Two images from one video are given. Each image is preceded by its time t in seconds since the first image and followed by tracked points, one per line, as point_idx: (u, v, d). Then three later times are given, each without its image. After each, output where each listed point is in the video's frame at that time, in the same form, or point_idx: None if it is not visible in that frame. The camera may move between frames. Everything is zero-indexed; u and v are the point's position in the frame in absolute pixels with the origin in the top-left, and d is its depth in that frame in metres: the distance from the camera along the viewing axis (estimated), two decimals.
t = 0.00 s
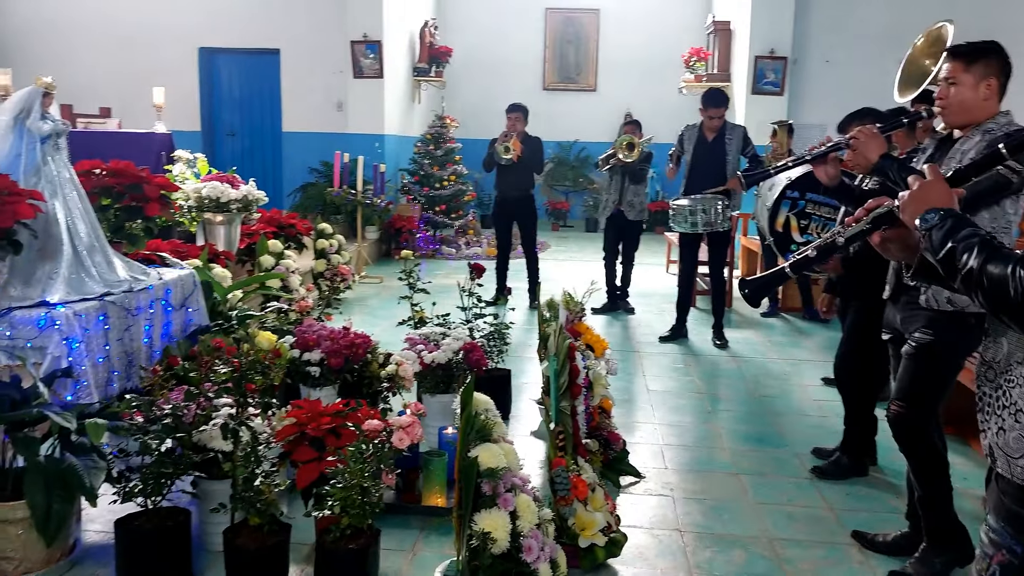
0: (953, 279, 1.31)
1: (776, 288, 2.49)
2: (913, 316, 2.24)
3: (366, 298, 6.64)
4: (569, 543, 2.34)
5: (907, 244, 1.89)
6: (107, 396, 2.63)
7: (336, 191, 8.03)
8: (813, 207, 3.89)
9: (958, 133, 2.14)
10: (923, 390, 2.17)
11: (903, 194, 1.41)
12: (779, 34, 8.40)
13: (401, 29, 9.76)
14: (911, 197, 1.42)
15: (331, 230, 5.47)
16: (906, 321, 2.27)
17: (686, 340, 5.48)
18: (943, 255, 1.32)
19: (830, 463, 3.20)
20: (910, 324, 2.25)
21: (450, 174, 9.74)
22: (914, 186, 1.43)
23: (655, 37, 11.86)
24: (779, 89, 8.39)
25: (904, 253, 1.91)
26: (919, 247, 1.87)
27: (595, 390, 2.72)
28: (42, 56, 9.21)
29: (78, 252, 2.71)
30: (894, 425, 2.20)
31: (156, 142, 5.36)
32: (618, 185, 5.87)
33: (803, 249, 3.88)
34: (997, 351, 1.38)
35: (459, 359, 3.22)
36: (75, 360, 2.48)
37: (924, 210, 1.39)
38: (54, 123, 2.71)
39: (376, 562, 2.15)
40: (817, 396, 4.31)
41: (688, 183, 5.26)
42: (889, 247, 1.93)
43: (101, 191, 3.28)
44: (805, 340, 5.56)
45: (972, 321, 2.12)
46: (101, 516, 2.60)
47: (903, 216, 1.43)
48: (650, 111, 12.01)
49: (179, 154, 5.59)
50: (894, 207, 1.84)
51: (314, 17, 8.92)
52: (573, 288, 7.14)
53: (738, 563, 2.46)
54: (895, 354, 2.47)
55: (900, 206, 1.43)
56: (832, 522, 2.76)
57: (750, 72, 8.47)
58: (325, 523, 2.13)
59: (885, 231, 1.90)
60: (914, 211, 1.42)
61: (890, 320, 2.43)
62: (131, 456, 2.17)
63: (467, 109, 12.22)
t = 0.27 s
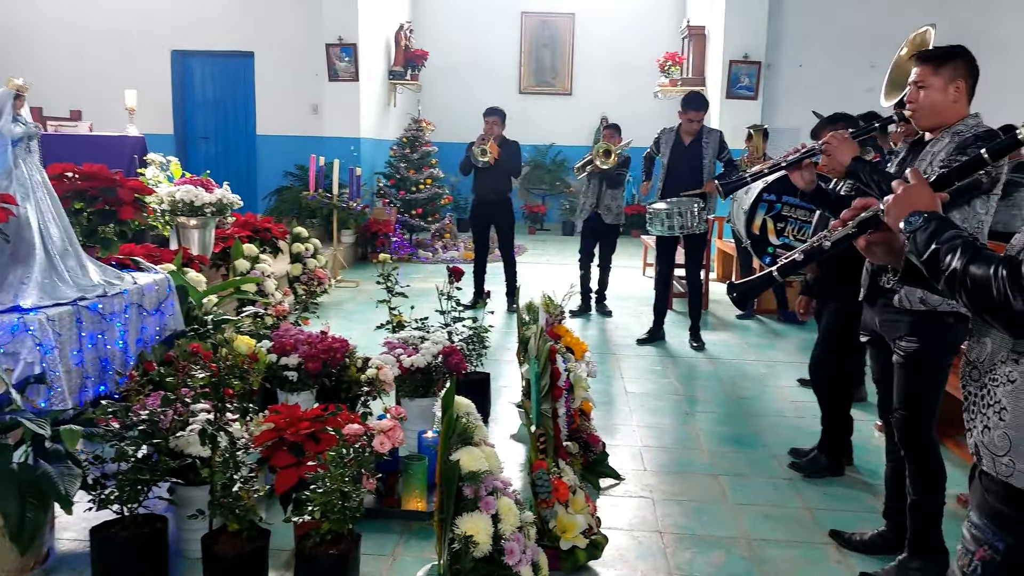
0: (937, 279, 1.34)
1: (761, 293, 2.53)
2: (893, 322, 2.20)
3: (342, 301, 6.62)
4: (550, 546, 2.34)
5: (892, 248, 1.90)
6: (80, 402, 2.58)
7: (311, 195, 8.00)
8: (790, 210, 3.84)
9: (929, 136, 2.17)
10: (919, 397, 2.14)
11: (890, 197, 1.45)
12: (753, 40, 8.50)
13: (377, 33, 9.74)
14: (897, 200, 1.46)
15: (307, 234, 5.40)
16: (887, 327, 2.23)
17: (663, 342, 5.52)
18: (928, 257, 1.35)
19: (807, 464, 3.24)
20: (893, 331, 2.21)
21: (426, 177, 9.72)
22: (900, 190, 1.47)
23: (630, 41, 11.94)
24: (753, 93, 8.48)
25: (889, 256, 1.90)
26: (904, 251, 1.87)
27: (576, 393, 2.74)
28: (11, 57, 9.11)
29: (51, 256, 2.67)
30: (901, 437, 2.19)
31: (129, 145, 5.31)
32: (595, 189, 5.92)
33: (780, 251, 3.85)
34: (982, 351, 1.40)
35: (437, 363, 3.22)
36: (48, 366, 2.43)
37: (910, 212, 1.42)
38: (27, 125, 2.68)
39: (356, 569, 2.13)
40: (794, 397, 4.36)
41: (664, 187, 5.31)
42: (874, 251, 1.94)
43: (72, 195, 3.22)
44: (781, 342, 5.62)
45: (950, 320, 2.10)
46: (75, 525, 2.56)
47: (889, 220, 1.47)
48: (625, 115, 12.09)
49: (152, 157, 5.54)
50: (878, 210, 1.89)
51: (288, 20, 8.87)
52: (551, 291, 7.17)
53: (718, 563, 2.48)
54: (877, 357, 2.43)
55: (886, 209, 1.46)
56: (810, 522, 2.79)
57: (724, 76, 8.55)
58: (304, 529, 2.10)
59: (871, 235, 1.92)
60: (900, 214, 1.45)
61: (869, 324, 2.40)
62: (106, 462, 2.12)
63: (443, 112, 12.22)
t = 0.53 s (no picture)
0: (923, 280, 1.36)
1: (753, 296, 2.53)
2: (891, 323, 2.26)
3: (331, 305, 6.61)
4: (541, 549, 2.34)
5: (884, 251, 1.90)
6: (69, 407, 2.58)
7: (300, 198, 7.99)
8: (782, 212, 3.79)
9: (916, 138, 2.22)
10: (915, 399, 2.19)
11: (880, 199, 1.46)
12: (742, 44, 8.57)
13: (366, 36, 9.75)
14: (887, 202, 1.48)
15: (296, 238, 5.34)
16: (885, 329, 2.29)
17: (653, 345, 5.54)
18: (916, 258, 1.37)
19: (797, 466, 3.26)
20: (891, 331, 2.26)
21: (415, 181, 9.78)
22: (889, 191, 1.48)
23: (619, 45, 11.99)
24: (741, 96, 8.55)
25: (880, 260, 1.91)
26: (895, 254, 1.88)
27: (568, 395, 2.75)
28: None
29: (39, 260, 2.67)
30: (894, 440, 2.24)
31: (117, 148, 5.30)
32: (583, 194, 6.00)
33: (770, 253, 3.80)
34: (969, 351, 1.42)
35: (428, 366, 3.23)
36: (37, 370, 2.42)
37: (898, 215, 1.44)
38: (15, 129, 2.68)
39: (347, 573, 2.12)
40: (783, 399, 4.39)
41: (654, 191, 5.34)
42: (866, 254, 1.93)
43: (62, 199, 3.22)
44: (770, 345, 5.66)
45: (948, 320, 2.16)
46: (64, 530, 2.54)
47: (878, 222, 1.49)
48: (613, 118, 12.14)
49: (140, 161, 5.53)
50: (868, 214, 1.87)
51: (277, 22, 8.86)
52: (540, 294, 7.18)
53: (710, 565, 2.50)
54: (874, 360, 2.45)
55: (876, 211, 1.48)
56: (801, 524, 2.81)
57: (712, 79, 8.63)
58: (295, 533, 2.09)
59: (861, 238, 1.92)
60: (890, 215, 1.47)
61: (867, 327, 2.42)
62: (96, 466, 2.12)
63: (432, 116, 12.22)
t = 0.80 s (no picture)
0: (919, 281, 1.36)
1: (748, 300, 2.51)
2: (893, 327, 2.26)
3: (333, 306, 6.63)
4: (540, 549, 2.34)
5: (877, 252, 1.90)
6: (72, 407, 2.60)
7: (302, 200, 8.01)
8: (782, 212, 3.97)
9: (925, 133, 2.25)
10: (919, 401, 2.21)
11: (873, 201, 1.47)
12: (743, 44, 8.63)
13: (367, 38, 9.77)
14: (880, 204, 1.48)
15: (298, 239, 5.39)
16: (888, 332, 2.28)
17: (654, 346, 5.55)
18: (909, 260, 1.38)
19: (797, 467, 3.28)
20: (893, 335, 2.26)
21: (416, 182, 9.80)
22: (883, 193, 1.49)
23: (620, 46, 12.00)
24: (742, 96, 8.60)
25: (873, 262, 1.91)
26: (889, 255, 1.88)
27: (566, 396, 2.77)
28: None
29: (43, 261, 2.69)
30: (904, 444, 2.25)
31: (119, 150, 5.33)
32: (578, 196, 6.05)
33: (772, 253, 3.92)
34: (961, 353, 1.45)
35: (427, 366, 3.25)
36: (40, 371, 2.45)
37: (892, 216, 1.45)
38: (18, 131, 2.71)
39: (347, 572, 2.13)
40: (783, 400, 4.40)
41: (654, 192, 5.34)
42: (859, 255, 1.96)
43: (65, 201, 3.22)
44: (771, 345, 5.67)
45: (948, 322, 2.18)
46: (66, 529, 2.56)
47: (872, 223, 1.49)
48: (614, 119, 12.15)
49: (142, 162, 5.56)
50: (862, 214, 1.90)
51: (278, 23, 8.89)
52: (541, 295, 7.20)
53: (710, 565, 2.51)
54: (878, 360, 2.45)
55: (870, 212, 1.49)
56: (801, 524, 2.83)
57: (714, 78, 8.68)
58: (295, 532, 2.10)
59: (855, 239, 1.93)
60: (883, 217, 1.48)
61: (870, 327, 2.43)
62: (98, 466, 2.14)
63: (433, 117, 12.24)
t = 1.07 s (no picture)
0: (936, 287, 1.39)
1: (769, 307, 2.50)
2: (916, 332, 2.22)
3: (354, 307, 6.67)
4: (560, 552, 2.31)
5: (894, 259, 1.98)
6: (97, 407, 2.64)
7: (323, 201, 8.07)
8: (806, 213, 3.93)
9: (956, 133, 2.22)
10: (946, 407, 2.18)
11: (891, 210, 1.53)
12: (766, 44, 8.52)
13: (387, 40, 9.82)
14: (898, 213, 1.54)
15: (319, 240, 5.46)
16: (911, 337, 2.25)
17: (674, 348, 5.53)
18: (926, 266, 1.40)
19: (820, 471, 3.26)
20: (916, 341, 2.23)
21: (436, 184, 9.87)
22: (901, 201, 1.55)
23: (640, 46, 11.97)
24: (764, 96, 8.50)
25: (890, 269, 1.99)
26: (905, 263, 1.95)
27: (585, 399, 2.76)
28: (28, 68, 9.26)
29: (68, 263, 2.71)
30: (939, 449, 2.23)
31: (143, 153, 5.40)
32: (589, 198, 6.07)
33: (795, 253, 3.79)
34: (980, 361, 1.47)
35: (447, 368, 3.25)
36: (66, 372, 2.49)
37: (909, 225, 1.51)
38: (44, 135, 2.74)
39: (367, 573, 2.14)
40: (806, 403, 4.37)
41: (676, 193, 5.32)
42: (877, 263, 2.04)
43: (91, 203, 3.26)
44: (793, 348, 5.63)
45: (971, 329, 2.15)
46: (92, 528, 2.60)
47: (889, 231, 1.55)
48: (634, 119, 12.11)
49: (165, 165, 5.63)
50: (879, 224, 1.97)
51: (299, 26, 8.96)
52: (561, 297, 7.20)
53: (731, 570, 2.50)
54: (903, 365, 2.42)
55: (887, 221, 1.55)
56: (823, 529, 2.80)
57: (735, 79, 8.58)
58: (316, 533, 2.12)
59: (872, 248, 2.00)
60: (899, 226, 1.54)
61: (894, 332, 2.40)
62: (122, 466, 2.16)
63: (453, 119, 12.28)
